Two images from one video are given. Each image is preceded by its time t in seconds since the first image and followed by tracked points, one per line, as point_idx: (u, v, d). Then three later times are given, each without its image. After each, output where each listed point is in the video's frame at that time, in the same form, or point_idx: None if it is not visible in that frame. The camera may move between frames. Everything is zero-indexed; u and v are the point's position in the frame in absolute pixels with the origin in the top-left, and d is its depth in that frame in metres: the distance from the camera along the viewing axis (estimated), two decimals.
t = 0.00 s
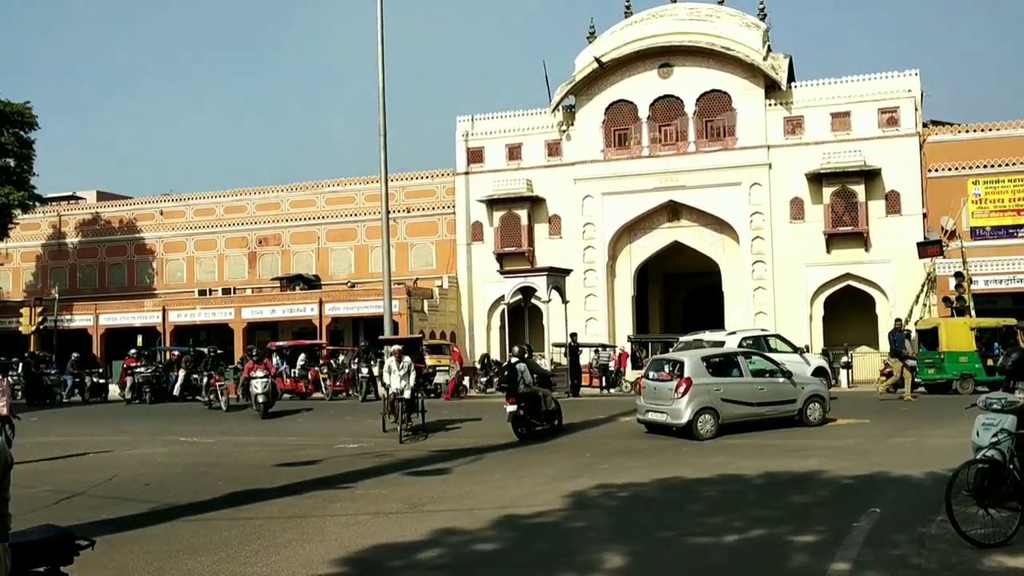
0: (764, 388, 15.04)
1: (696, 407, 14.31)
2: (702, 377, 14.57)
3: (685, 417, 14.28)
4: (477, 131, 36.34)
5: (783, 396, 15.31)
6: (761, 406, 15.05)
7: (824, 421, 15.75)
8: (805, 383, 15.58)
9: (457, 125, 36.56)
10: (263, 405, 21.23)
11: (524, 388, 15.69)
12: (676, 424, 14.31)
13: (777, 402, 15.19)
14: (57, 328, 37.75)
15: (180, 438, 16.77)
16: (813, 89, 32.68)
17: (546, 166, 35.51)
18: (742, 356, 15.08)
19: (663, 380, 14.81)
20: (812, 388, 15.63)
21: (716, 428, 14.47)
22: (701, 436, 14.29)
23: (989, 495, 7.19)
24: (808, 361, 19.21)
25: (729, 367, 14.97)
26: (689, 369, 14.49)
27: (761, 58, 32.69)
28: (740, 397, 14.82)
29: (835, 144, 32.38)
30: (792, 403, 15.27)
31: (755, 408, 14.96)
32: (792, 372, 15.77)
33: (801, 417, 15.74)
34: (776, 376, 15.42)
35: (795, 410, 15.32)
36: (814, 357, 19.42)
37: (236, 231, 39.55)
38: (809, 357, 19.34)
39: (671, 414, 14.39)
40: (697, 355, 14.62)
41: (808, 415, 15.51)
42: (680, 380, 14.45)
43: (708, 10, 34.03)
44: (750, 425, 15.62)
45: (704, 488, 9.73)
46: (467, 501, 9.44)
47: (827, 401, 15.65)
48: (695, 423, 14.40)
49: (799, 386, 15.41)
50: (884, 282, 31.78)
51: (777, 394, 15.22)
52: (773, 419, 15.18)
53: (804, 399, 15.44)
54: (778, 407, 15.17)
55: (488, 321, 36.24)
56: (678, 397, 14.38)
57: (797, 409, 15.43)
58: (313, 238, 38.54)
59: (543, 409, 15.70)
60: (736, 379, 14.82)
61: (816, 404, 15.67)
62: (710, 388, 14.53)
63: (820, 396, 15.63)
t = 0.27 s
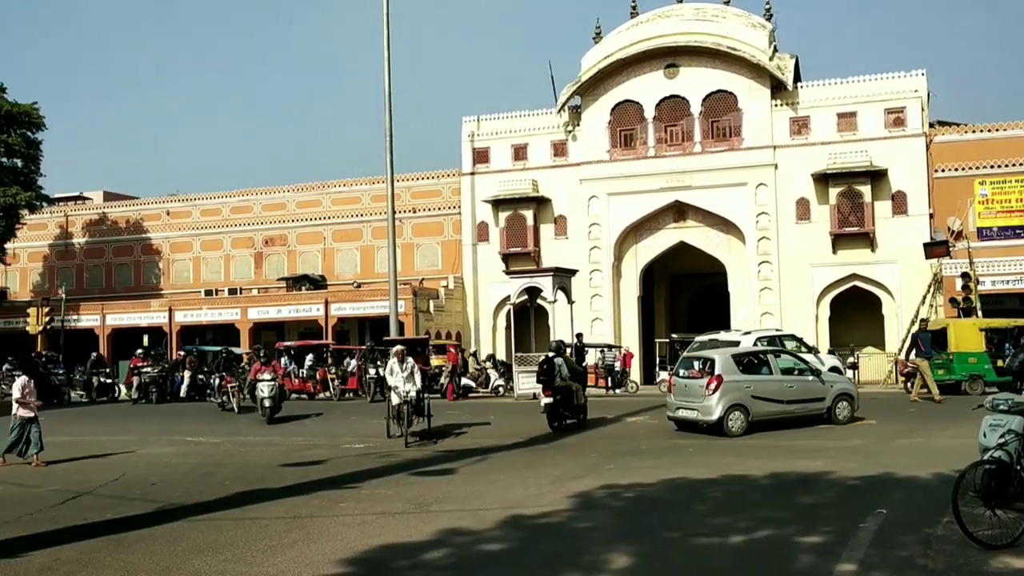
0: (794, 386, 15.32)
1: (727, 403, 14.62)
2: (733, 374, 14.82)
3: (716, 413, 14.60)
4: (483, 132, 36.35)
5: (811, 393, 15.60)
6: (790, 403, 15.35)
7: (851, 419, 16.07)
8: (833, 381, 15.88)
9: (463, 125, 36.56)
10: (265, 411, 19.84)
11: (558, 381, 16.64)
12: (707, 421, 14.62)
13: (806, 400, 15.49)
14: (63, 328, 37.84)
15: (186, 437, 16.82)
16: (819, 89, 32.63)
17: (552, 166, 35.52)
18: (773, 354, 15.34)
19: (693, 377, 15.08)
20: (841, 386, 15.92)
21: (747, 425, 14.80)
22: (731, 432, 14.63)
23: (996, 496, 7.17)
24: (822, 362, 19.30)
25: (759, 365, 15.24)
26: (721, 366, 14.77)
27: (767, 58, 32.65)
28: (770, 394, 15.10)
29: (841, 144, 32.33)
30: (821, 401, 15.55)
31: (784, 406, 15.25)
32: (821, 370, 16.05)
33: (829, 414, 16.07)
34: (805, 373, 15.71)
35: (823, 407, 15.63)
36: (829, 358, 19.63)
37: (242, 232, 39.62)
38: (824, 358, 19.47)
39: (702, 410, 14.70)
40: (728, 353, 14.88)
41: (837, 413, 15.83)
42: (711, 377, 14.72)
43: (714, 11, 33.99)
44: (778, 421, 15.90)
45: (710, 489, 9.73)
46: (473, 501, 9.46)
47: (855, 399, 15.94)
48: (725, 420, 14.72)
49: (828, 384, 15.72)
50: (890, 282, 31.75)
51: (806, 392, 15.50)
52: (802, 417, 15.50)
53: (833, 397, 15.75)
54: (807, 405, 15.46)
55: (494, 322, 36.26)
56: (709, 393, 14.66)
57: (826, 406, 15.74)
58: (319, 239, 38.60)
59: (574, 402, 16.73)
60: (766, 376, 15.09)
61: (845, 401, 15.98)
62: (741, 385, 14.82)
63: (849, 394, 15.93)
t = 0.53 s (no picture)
0: (824, 385, 15.60)
1: (758, 401, 14.93)
2: (764, 373, 15.16)
3: (748, 412, 14.91)
4: (489, 132, 36.35)
5: (841, 392, 15.85)
6: (820, 402, 15.60)
7: (882, 418, 16.27)
8: (863, 380, 16.13)
9: (469, 125, 36.57)
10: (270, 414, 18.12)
11: (587, 378, 17.97)
12: (739, 418, 14.94)
13: (836, 399, 15.74)
14: (70, 328, 37.93)
15: (192, 437, 16.86)
16: (826, 89, 32.56)
17: (557, 166, 35.52)
18: (802, 353, 15.66)
19: (725, 376, 15.41)
20: (871, 384, 16.15)
21: (778, 422, 15.09)
22: (763, 429, 14.94)
23: (1003, 496, 7.15)
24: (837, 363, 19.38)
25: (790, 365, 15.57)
26: (752, 365, 15.12)
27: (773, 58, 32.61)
28: (801, 392, 15.39)
29: (847, 145, 32.27)
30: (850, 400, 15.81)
31: (815, 404, 15.51)
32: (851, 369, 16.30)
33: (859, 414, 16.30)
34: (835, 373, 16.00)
35: (854, 405, 15.86)
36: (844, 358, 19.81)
37: (248, 232, 39.67)
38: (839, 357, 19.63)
39: (734, 408, 15.05)
40: (759, 352, 15.20)
41: (867, 412, 16.06)
42: (743, 375, 15.07)
43: (720, 11, 33.99)
44: (807, 421, 16.12)
45: (716, 489, 9.73)
46: (479, 501, 9.46)
47: (885, 398, 16.17)
48: (758, 418, 15.03)
49: (858, 382, 15.97)
50: (897, 283, 31.67)
51: (835, 391, 15.76)
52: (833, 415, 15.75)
53: (863, 395, 15.98)
54: (837, 404, 15.73)
55: (499, 322, 36.26)
56: (741, 392, 14.99)
57: (856, 405, 15.98)
58: (325, 239, 38.64)
59: (602, 397, 18.26)
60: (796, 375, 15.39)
61: (875, 401, 16.21)
62: (772, 384, 15.14)
63: (879, 393, 16.16)
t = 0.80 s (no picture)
0: (857, 383, 15.69)
1: (793, 399, 15.05)
2: (799, 370, 15.28)
3: (783, 409, 15.09)
4: (496, 131, 36.34)
5: (874, 390, 15.93)
6: (854, 400, 15.69)
7: (915, 417, 16.34)
8: (896, 378, 16.21)
9: (476, 125, 36.57)
10: (274, 421, 16.23)
11: (615, 374, 18.84)
12: (774, 416, 15.12)
13: (870, 397, 15.81)
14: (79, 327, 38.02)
15: (200, 436, 16.87)
16: (834, 88, 32.47)
17: (564, 166, 35.50)
18: (836, 352, 15.78)
19: (759, 374, 15.59)
20: (904, 383, 16.22)
21: (813, 420, 15.21)
22: (797, 427, 15.07)
23: (1013, 497, 7.11)
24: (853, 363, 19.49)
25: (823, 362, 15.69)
26: (787, 363, 15.25)
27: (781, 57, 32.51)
28: (835, 390, 15.49)
29: (855, 144, 32.18)
30: (885, 398, 15.89)
31: (848, 402, 15.60)
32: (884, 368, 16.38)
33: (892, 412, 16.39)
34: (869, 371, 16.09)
35: (887, 404, 15.92)
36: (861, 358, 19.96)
37: (256, 231, 39.72)
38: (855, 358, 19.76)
39: (769, 405, 15.22)
40: (794, 350, 15.32)
41: (900, 410, 16.13)
42: (777, 373, 15.19)
43: (728, 10, 33.86)
44: (838, 419, 16.21)
45: (724, 489, 9.70)
46: (486, 501, 9.45)
47: (917, 398, 16.23)
48: (792, 415, 15.19)
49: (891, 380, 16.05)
50: (906, 282, 31.58)
51: (869, 388, 15.84)
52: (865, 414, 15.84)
53: (895, 394, 16.05)
54: (871, 402, 15.81)
55: (506, 321, 36.26)
56: (776, 389, 15.13)
57: (889, 403, 16.06)
58: (332, 238, 38.70)
59: (630, 393, 18.84)
60: (830, 373, 15.54)
61: (908, 399, 16.29)
62: (806, 381, 15.27)
63: (912, 392, 16.22)
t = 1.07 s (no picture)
0: (893, 381, 15.71)
1: (829, 396, 15.05)
2: (834, 368, 15.28)
3: (819, 406, 15.11)
4: (506, 130, 36.36)
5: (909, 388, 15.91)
6: (889, 398, 15.68)
7: (948, 416, 16.33)
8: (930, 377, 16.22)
9: (486, 124, 36.59)
10: (272, 429, 14.55)
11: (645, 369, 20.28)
12: (810, 413, 15.12)
13: (904, 395, 15.80)
14: (90, 325, 38.19)
15: (211, 434, 16.94)
16: (845, 87, 32.36)
17: (574, 165, 35.50)
18: (871, 349, 15.80)
19: (794, 372, 15.62)
20: (938, 381, 16.22)
21: (847, 418, 15.22)
22: (832, 425, 15.08)
23: None
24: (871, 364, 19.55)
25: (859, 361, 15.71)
26: (822, 361, 15.26)
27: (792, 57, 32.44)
28: (871, 388, 15.50)
29: (866, 143, 32.07)
30: (919, 396, 15.86)
31: (883, 400, 15.60)
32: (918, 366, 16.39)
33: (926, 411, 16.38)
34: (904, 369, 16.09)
35: (921, 402, 15.90)
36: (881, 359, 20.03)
37: (266, 230, 39.84)
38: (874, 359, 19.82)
39: (804, 403, 15.24)
40: (829, 348, 15.34)
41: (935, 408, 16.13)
42: (813, 371, 15.21)
43: (739, 10, 33.89)
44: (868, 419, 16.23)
45: (734, 489, 9.69)
46: (496, 500, 9.46)
47: (951, 396, 16.21)
48: (828, 413, 15.19)
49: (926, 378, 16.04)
50: (916, 282, 31.45)
51: (903, 386, 15.82)
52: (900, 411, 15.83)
53: (930, 393, 16.02)
54: (906, 400, 15.81)
55: (515, 320, 36.30)
56: (811, 387, 15.15)
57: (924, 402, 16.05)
58: (342, 237, 38.77)
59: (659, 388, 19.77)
60: (864, 371, 15.55)
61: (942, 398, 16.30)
62: (842, 379, 15.30)
63: (945, 390, 16.23)
